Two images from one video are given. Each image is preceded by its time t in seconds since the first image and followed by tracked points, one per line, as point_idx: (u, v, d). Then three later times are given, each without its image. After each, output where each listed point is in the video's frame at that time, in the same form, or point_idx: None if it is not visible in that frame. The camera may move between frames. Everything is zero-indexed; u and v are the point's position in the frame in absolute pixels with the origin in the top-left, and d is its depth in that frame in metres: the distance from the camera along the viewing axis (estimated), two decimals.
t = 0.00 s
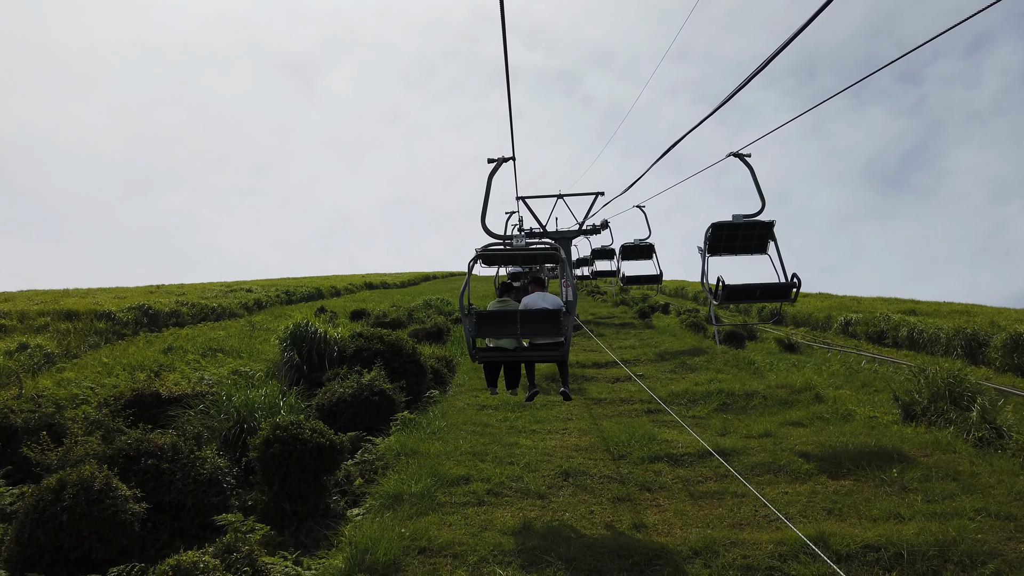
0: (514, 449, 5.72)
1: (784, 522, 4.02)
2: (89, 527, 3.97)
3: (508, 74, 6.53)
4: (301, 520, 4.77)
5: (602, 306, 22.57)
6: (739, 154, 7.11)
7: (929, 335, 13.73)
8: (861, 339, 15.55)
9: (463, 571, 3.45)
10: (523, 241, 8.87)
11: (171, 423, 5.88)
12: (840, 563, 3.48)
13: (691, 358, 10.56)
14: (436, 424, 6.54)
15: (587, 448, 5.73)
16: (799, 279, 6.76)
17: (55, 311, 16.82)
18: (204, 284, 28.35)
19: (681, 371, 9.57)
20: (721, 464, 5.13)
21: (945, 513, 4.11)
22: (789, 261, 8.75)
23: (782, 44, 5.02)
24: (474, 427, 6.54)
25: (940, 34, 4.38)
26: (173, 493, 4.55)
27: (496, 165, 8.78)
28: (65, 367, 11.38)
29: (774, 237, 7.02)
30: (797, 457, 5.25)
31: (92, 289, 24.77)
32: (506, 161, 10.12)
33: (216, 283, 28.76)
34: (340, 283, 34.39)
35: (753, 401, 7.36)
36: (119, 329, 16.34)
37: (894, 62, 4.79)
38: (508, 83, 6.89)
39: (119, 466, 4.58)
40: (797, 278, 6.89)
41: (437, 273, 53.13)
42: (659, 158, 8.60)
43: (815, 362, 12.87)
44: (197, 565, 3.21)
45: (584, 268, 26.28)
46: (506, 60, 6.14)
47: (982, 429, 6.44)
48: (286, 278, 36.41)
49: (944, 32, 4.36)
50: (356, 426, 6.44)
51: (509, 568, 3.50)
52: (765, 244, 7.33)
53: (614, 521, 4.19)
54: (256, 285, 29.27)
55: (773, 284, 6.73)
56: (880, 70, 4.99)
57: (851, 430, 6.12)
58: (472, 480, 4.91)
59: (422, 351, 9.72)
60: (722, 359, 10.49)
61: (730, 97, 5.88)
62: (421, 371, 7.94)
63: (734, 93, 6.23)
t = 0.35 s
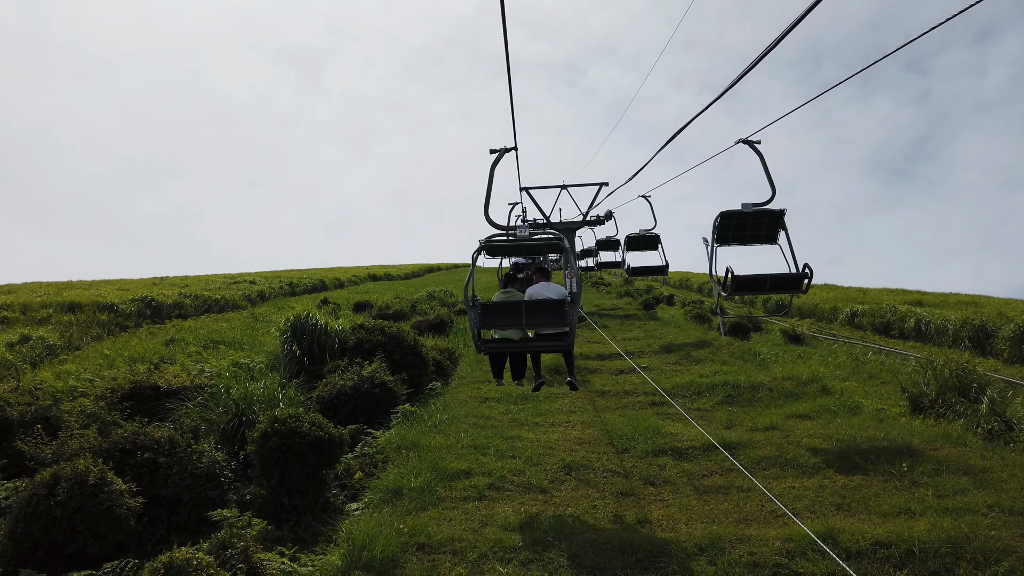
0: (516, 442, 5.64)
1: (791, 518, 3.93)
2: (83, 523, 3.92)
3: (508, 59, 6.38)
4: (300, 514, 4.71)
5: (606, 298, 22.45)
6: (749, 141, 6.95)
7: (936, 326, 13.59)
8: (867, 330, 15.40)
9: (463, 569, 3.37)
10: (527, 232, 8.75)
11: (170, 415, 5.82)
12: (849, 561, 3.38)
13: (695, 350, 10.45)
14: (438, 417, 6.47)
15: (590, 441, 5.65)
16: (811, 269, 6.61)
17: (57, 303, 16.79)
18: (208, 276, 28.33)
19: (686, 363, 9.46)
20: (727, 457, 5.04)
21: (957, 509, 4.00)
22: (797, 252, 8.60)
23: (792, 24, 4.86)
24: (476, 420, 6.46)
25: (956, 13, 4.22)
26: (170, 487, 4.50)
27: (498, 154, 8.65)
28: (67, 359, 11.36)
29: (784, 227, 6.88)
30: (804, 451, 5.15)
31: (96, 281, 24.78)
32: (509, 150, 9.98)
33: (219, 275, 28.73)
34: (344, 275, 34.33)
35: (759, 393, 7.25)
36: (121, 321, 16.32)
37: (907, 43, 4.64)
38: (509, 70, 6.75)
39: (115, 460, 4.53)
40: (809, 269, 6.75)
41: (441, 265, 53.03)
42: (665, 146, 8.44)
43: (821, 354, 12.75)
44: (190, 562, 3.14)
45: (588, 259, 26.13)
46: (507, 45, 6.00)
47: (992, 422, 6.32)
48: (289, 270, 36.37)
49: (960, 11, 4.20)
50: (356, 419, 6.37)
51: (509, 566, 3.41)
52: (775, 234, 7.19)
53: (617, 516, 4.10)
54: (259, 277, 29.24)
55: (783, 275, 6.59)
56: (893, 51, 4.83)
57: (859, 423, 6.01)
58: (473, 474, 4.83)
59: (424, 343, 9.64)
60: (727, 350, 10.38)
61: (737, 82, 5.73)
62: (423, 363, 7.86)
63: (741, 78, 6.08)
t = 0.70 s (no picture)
0: (518, 437, 5.55)
1: (799, 515, 3.83)
2: (76, 519, 3.84)
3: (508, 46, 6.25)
4: (298, 510, 4.68)
5: (609, 291, 22.32)
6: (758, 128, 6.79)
7: (942, 319, 13.44)
8: (873, 324, 15.26)
9: (461, 568, 3.29)
10: (529, 224, 8.63)
11: (166, 410, 5.75)
12: (861, 560, 3.27)
13: (700, 343, 10.34)
14: (439, 411, 6.38)
15: (593, 435, 5.56)
16: (823, 260, 6.48)
17: (59, 297, 16.75)
18: (211, 270, 28.31)
19: (690, 357, 9.36)
20: (732, 453, 4.93)
21: (972, 506, 3.87)
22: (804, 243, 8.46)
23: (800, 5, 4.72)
24: (478, 415, 6.37)
25: None
26: (165, 483, 4.44)
27: (500, 146, 8.53)
28: (67, 353, 11.33)
29: (795, 216, 6.75)
30: (812, 446, 5.04)
31: (99, 275, 24.80)
32: (511, 142, 9.85)
33: (222, 269, 28.71)
34: (347, 269, 34.31)
35: (764, 387, 7.15)
36: (123, 315, 16.28)
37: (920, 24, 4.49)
38: (509, 57, 6.61)
39: (109, 455, 4.45)
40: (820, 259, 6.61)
41: (444, 259, 52.93)
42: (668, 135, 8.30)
43: (826, 347, 12.62)
44: (181, 560, 3.07)
45: (591, 253, 25.99)
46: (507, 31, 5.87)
47: (1002, 416, 6.20)
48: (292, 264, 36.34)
49: None
50: (356, 414, 6.30)
51: (509, 565, 3.32)
52: (785, 224, 7.05)
53: (621, 513, 4.00)
54: (262, 271, 29.20)
55: (795, 266, 6.46)
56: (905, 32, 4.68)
57: (867, 418, 5.90)
58: (473, 470, 4.74)
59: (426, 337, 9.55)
60: (731, 344, 10.26)
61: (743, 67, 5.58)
62: (423, 357, 7.77)
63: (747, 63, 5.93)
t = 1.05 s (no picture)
0: (520, 433, 5.46)
1: (808, 514, 3.73)
2: (69, 515, 3.79)
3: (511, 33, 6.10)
4: (296, 507, 4.63)
5: (613, 284, 22.20)
6: (767, 117, 6.64)
7: (949, 313, 13.30)
8: (878, 317, 15.12)
9: (461, 569, 3.21)
10: (532, 216, 8.51)
11: (163, 404, 5.68)
12: (871, 562, 3.18)
13: (704, 337, 10.24)
14: (440, 405, 6.29)
15: (597, 431, 5.47)
16: (837, 251, 6.34)
17: (60, 289, 16.70)
18: (213, 262, 28.27)
19: (694, 351, 9.26)
20: (738, 449, 4.84)
21: (985, 506, 3.77)
22: (812, 236, 8.32)
23: None
24: (479, 409, 6.29)
25: None
26: (161, 478, 4.38)
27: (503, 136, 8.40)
28: (67, 346, 11.27)
29: (807, 207, 6.62)
30: (820, 442, 4.93)
31: (102, 267, 24.78)
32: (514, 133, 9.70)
33: (225, 261, 28.67)
34: (350, 261, 34.24)
35: (770, 381, 7.04)
36: (124, 307, 16.24)
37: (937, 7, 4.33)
38: (512, 44, 6.47)
39: (104, 450, 4.38)
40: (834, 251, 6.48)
41: (447, 251, 52.80)
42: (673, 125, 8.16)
43: (832, 341, 12.50)
44: (173, 561, 2.99)
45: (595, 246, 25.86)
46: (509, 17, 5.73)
47: (1013, 412, 6.09)
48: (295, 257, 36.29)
49: None
50: (356, 408, 6.22)
51: (510, 565, 3.24)
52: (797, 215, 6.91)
53: (625, 511, 3.91)
54: (264, 264, 29.14)
55: (808, 258, 6.33)
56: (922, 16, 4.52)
57: (876, 413, 5.79)
58: (475, 466, 4.65)
59: (427, 330, 9.46)
60: (736, 338, 10.15)
61: (751, 54, 5.44)
62: (425, 351, 7.67)
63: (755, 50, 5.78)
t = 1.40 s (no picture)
0: (527, 433, 5.38)
1: (822, 519, 3.63)
2: (68, 516, 3.75)
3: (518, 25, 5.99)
4: (298, 507, 4.54)
5: (619, 281, 22.09)
6: (782, 111, 6.51)
7: (959, 312, 13.13)
8: (887, 316, 14.96)
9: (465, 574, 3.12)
10: (538, 213, 8.42)
11: (165, 402, 5.63)
12: (889, 570, 3.07)
13: (712, 336, 10.13)
14: (445, 404, 6.21)
15: (605, 431, 5.38)
16: (857, 249, 6.21)
17: (66, 285, 16.70)
18: (219, 258, 28.28)
19: (703, 349, 9.15)
20: (750, 451, 4.74)
21: (1006, 511, 3.64)
22: (827, 235, 8.17)
23: None
24: (485, 408, 6.20)
25: None
26: (162, 478, 4.33)
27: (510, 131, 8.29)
28: (72, 341, 11.26)
29: (825, 202, 6.48)
30: (833, 443, 4.83)
31: (108, 263, 24.86)
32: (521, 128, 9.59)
33: (230, 257, 28.70)
34: (355, 257, 34.22)
35: (780, 381, 6.93)
36: (129, 303, 16.23)
37: None
38: (519, 37, 6.36)
39: (104, 449, 4.33)
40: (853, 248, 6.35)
41: (452, 247, 52.77)
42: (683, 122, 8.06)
43: (840, 340, 12.36)
44: (171, 564, 2.92)
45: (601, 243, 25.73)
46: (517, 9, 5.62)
47: None
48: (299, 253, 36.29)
49: None
50: (361, 407, 6.15)
51: (515, 571, 3.15)
52: (814, 212, 6.79)
53: (634, 515, 3.82)
54: (270, 259, 29.16)
55: (828, 255, 6.20)
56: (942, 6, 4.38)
57: (888, 414, 5.69)
58: (480, 467, 4.57)
59: (433, 327, 9.38)
60: (744, 337, 10.04)
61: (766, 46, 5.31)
62: (430, 348, 7.59)
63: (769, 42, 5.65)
